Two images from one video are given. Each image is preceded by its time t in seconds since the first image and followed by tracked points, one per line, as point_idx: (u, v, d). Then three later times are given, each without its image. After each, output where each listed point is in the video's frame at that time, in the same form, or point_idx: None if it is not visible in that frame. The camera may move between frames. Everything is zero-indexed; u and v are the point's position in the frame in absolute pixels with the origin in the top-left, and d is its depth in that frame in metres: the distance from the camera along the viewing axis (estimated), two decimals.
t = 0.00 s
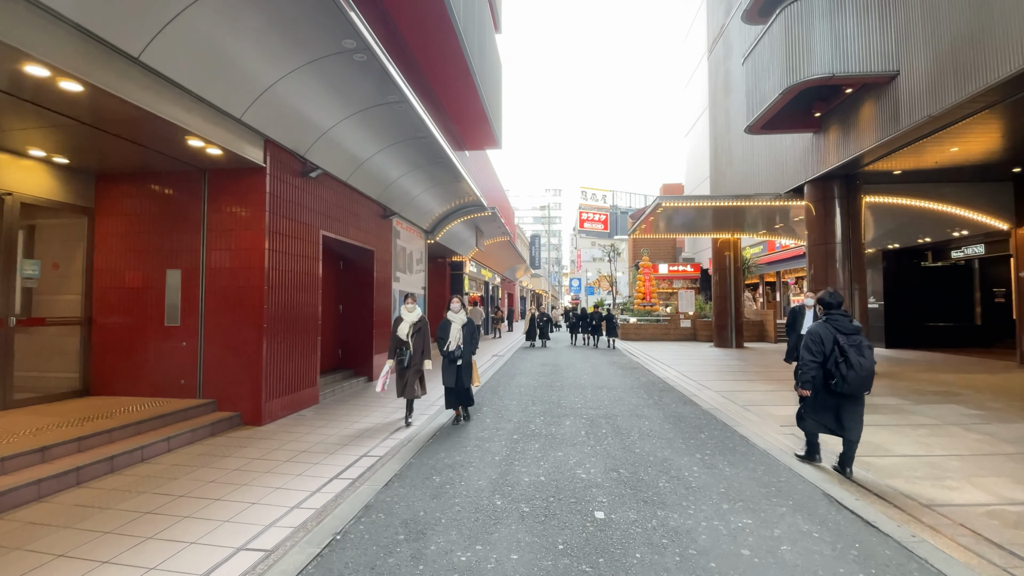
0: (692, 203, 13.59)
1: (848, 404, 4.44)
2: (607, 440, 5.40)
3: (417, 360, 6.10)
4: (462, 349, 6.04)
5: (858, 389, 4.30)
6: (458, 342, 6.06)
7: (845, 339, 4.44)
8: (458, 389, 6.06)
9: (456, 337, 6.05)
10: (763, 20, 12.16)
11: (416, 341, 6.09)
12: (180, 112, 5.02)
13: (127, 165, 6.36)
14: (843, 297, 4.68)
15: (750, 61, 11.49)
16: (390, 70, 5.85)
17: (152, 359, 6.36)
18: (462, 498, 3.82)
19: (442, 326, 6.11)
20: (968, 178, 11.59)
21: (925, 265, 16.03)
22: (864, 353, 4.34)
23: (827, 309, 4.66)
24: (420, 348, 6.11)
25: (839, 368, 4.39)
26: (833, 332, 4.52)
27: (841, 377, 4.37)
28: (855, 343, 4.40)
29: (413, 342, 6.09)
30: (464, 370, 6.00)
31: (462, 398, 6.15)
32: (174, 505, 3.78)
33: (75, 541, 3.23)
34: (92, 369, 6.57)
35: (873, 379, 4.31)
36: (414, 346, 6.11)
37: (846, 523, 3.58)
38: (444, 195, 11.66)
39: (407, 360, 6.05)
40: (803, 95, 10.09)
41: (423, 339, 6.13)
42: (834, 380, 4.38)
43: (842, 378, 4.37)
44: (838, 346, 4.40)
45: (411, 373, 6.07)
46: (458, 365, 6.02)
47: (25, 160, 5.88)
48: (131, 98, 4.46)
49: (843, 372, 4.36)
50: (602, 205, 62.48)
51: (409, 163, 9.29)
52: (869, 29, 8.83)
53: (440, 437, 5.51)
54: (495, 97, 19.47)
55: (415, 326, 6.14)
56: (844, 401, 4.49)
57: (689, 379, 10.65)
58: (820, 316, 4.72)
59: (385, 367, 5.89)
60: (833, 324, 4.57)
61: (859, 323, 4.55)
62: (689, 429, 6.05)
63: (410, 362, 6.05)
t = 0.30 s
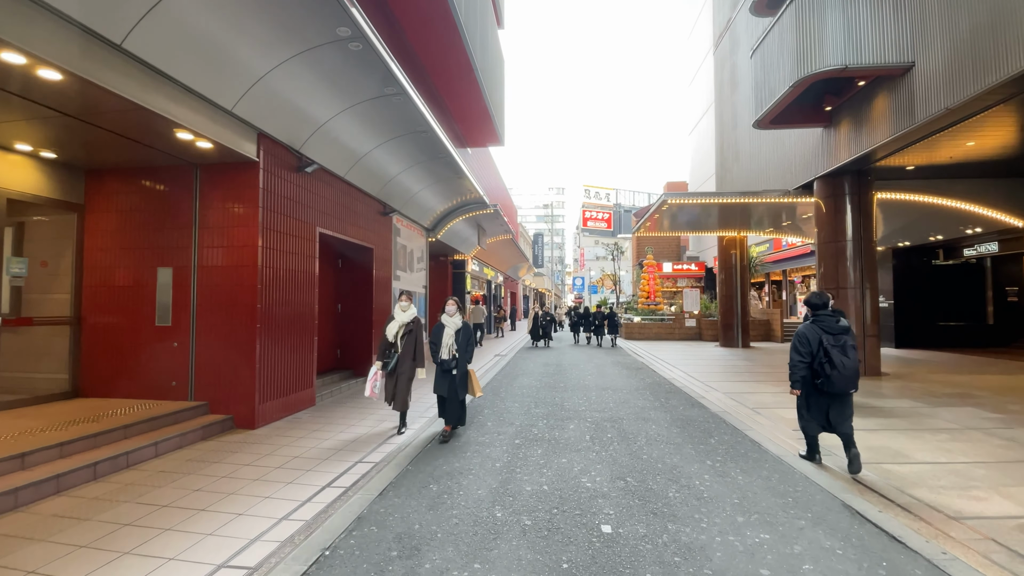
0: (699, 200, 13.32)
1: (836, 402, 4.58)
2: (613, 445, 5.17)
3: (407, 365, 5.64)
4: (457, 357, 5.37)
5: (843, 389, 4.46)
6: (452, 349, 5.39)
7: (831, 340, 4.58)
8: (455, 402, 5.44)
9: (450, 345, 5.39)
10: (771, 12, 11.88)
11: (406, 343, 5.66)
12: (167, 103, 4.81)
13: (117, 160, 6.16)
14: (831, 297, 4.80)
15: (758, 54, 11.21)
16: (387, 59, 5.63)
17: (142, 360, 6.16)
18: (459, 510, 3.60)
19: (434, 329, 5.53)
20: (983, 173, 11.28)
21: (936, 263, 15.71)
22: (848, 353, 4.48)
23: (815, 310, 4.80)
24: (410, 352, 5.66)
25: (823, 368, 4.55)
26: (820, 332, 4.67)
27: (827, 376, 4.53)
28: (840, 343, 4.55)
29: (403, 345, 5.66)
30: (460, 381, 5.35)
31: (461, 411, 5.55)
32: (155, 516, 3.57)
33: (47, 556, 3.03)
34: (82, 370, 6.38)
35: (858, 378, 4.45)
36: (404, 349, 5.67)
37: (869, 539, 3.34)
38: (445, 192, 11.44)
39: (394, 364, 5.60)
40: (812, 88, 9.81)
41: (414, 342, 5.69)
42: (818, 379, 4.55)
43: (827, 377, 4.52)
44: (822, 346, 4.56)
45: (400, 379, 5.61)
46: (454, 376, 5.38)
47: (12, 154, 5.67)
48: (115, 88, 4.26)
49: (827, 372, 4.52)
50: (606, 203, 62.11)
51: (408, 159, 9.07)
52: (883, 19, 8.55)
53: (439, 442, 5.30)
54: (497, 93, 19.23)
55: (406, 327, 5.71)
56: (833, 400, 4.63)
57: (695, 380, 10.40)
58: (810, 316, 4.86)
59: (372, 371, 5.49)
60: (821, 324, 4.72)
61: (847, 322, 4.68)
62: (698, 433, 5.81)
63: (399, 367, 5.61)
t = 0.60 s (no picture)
0: (702, 198, 13.09)
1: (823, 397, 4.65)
2: (615, 450, 4.97)
3: (395, 373, 5.16)
4: (443, 358, 4.97)
5: (827, 382, 4.56)
6: (438, 349, 5.00)
7: (816, 336, 4.72)
8: (436, 407, 4.98)
9: (436, 343, 5.01)
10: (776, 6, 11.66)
11: (394, 349, 5.23)
12: (150, 94, 4.61)
13: (102, 155, 5.96)
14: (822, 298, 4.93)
15: (763, 48, 10.98)
16: (381, 50, 5.43)
17: (129, 361, 5.98)
18: (453, 522, 3.39)
19: (421, 328, 5.14)
20: (994, 170, 11.04)
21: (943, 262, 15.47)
22: (831, 348, 4.60)
23: (805, 310, 4.96)
24: (399, 359, 5.21)
25: (808, 363, 4.67)
26: (808, 331, 4.84)
27: (811, 372, 4.65)
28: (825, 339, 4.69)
29: (391, 350, 5.24)
30: (444, 383, 4.90)
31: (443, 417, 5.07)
32: (131, 529, 3.37)
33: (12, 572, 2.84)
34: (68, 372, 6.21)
35: (842, 372, 4.54)
36: (391, 355, 5.24)
37: (889, 554, 3.14)
38: (443, 189, 11.23)
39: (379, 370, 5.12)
40: (820, 82, 9.61)
41: (403, 347, 5.25)
42: (803, 375, 4.69)
43: (811, 371, 4.64)
44: (807, 343, 4.70)
45: (389, 388, 5.18)
46: (438, 378, 4.94)
47: None
48: (93, 78, 4.06)
49: (811, 366, 4.63)
50: (608, 202, 61.79)
51: (406, 155, 8.87)
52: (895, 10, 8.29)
53: (434, 447, 5.10)
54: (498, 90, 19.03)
55: (394, 332, 5.27)
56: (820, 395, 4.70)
57: (699, 381, 10.19)
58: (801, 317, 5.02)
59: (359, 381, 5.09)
60: (810, 324, 4.87)
61: (836, 322, 4.82)
62: (703, 438, 5.61)
63: (386, 374, 5.16)
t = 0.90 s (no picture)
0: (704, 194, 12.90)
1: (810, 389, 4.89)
2: (616, 453, 4.79)
3: (376, 375, 4.66)
4: (428, 367, 4.45)
5: (815, 376, 4.77)
6: (422, 356, 4.46)
7: (808, 331, 4.88)
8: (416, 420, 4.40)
9: (421, 349, 4.46)
10: None
11: (373, 348, 4.70)
12: (130, 81, 4.42)
13: (85, 147, 5.76)
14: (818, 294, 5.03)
15: (766, 41, 10.78)
16: (373, 38, 5.24)
17: (114, 360, 5.80)
18: (444, 531, 3.21)
19: (402, 332, 4.58)
20: (1001, 166, 10.85)
21: (948, 260, 15.29)
22: (821, 344, 4.78)
23: (801, 304, 5.08)
24: (379, 358, 4.70)
25: (799, 356, 4.88)
26: (801, 325, 4.98)
27: (801, 365, 4.87)
28: (816, 334, 4.85)
29: (369, 349, 4.70)
30: (427, 395, 4.43)
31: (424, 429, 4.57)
32: (103, 538, 3.18)
33: None
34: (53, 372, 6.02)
35: (830, 367, 4.74)
36: (369, 355, 4.71)
37: (906, 565, 2.97)
38: (439, 186, 11.03)
39: (359, 374, 4.59)
40: (825, 75, 9.43)
41: (383, 345, 4.73)
42: (793, 368, 4.91)
43: (801, 365, 4.86)
44: (799, 337, 4.88)
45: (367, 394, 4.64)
46: (422, 388, 4.46)
47: None
48: (68, 63, 3.87)
49: (801, 360, 4.85)
50: (608, 200, 61.53)
51: (401, 149, 8.66)
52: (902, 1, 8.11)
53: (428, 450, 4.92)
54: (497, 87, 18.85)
55: (373, 328, 4.74)
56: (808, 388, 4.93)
57: (700, 380, 10.00)
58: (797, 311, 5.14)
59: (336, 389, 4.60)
60: (804, 318, 4.99)
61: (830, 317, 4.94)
62: (707, 439, 5.43)
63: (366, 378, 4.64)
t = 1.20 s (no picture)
0: (708, 190, 12.65)
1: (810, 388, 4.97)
2: (618, 458, 4.58)
3: (353, 386, 4.06)
4: (407, 366, 4.05)
5: (814, 376, 4.85)
6: (399, 356, 4.04)
7: (803, 332, 4.98)
8: (404, 431, 4.00)
9: (398, 348, 4.04)
10: None
11: (348, 355, 4.12)
12: (108, 69, 4.22)
13: (69, 140, 5.57)
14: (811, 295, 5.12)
15: (772, 34, 10.54)
16: (364, 24, 5.03)
17: (98, 360, 5.62)
18: (435, 546, 3.00)
19: (380, 331, 4.18)
20: (1012, 161, 10.61)
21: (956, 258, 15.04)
22: (816, 344, 4.87)
23: (794, 307, 5.17)
24: (355, 365, 4.11)
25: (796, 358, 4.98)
26: (796, 326, 5.08)
27: (798, 365, 4.96)
28: (811, 335, 4.94)
29: (344, 357, 4.12)
30: (410, 402, 3.98)
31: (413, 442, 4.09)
32: (72, 553, 2.99)
33: None
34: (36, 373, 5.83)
35: (828, 366, 4.82)
36: (345, 363, 4.11)
37: None
38: (438, 182, 10.80)
39: (335, 387, 4.03)
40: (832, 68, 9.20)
41: (360, 351, 4.15)
42: (789, 368, 5.00)
43: (798, 365, 4.95)
44: (794, 339, 4.97)
45: (342, 408, 4.03)
46: (402, 394, 4.04)
47: None
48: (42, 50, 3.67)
49: (798, 361, 4.94)
50: (610, 198, 61.24)
51: (397, 144, 8.46)
52: None
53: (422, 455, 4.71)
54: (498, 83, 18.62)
55: (349, 332, 4.15)
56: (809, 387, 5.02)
57: (703, 380, 9.79)
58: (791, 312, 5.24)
59: (302, 396, 3.98)
60: (798, 320, 5.11)
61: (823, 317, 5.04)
62: (713, 443, 5.22)
63: (342, 389, 4.05)
